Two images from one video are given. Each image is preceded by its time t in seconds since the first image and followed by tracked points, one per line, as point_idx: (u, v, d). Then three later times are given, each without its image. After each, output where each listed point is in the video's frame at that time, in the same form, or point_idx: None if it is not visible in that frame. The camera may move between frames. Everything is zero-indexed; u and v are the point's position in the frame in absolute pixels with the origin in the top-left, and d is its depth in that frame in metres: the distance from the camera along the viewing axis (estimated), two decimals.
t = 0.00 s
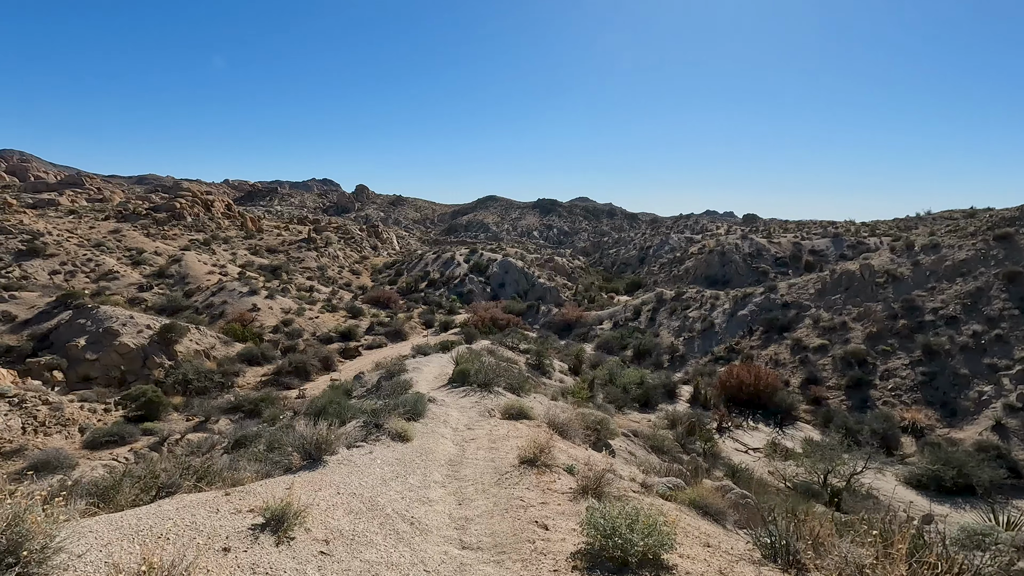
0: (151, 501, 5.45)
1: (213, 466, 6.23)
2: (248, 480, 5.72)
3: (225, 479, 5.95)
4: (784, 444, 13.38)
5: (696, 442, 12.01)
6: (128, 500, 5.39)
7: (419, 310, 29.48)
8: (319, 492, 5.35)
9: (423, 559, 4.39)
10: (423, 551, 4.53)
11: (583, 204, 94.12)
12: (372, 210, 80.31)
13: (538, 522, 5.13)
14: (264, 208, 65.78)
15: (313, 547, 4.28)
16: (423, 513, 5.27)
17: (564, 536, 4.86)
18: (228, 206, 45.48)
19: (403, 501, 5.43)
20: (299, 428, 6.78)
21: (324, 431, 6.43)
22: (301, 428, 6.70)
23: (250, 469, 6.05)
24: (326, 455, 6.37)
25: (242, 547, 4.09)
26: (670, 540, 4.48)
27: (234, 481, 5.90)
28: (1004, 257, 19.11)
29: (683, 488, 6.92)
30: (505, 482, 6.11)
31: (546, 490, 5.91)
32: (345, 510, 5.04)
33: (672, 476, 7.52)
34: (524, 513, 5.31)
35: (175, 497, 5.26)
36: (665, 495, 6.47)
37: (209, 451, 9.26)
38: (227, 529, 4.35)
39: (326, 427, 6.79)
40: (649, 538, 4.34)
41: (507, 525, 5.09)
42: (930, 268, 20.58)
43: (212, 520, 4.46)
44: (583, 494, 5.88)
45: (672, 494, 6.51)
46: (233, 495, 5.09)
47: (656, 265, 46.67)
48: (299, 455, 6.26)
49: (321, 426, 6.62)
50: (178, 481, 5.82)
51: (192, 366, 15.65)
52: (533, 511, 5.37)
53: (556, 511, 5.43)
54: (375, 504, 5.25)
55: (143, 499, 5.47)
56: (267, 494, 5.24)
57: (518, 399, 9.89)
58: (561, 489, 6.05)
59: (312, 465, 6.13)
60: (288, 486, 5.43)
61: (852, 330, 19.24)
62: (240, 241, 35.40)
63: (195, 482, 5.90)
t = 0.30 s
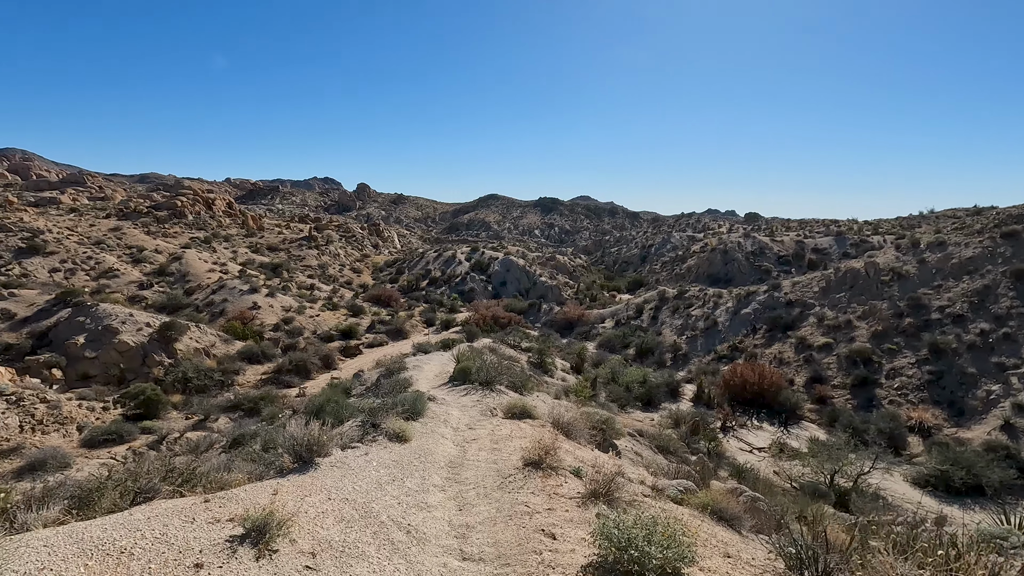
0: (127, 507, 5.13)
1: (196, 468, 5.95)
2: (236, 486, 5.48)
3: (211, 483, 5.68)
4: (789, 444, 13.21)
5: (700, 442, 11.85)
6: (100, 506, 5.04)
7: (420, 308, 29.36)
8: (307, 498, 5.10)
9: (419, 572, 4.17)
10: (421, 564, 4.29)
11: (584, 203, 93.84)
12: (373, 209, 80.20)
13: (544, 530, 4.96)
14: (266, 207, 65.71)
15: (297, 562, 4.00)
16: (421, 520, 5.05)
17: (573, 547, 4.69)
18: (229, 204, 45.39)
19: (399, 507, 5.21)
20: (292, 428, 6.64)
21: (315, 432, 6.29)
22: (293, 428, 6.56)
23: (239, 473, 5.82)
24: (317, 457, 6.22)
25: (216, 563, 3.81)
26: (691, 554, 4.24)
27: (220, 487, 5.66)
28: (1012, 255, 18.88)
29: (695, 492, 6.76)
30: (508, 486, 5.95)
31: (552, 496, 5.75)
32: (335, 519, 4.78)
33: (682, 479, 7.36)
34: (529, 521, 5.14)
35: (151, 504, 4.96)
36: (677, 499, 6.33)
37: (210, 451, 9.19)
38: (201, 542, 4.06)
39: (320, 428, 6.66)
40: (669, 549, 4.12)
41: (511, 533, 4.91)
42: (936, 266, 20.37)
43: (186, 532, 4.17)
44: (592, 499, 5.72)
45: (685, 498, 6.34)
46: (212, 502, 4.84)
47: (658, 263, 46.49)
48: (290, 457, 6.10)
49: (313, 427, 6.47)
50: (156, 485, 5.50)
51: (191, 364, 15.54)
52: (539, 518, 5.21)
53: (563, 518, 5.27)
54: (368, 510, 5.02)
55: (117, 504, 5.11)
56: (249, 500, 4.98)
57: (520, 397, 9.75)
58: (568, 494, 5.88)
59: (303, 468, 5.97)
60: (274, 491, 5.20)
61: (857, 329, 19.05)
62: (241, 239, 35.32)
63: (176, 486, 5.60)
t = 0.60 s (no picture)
0: (101, 509, 4.86)
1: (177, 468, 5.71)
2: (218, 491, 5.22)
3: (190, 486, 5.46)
4: (799, 443, 12.97)
5: (709, 441, 11.65)
6: (73, 508, 4.78)
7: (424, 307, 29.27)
8: (292, 503, 4.88)
9: None
10: None
11: (588, 202, 93.55)
12: (377, 209, 80.25)
13: (555, 538, 4.79)
14: (271, 207, 65.81)
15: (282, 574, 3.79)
16: (421, 526, 4.87)
17: (587, 557, 4.52)
18: (234, 204, 45.46)
19: (397, 512, 5.01)
20: (285, 425, 6.46)
21: (308, 430, 6.11)
22: (285, 426, 6.37)
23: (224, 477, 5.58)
24: (309, 457, 6.03)
25: None
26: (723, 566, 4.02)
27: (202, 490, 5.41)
28: None
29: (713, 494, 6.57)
30: (515, 489, 5.76)
31: (562, 500, 5.58)
32: (325, 525, 4.56)
33: (696, 481, 7.17)
34: (538, 528, 4.96)
35: (123, 508, 4.69)
36: (694, 502, 6.14)
37: (212, 450, 9.12)
38: (167, 554, 3.75)
39: (315, 427, 6.49)
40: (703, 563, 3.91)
41: (519, 541, 4.74)
42: (947, 263, 20.05)
43: (152, 544, 3.86)
44: (608, 504, 5.56)
45: (703, 501, 6.16)
46: (186, 509, 4.50)
47: (663, 262, 46.20)
48: (280, 458, 5.92)
49: (306, 424, 6.27)
50: (132, 488, 5.23)
51: (195, 363, 15.49)
52: (549, 524, 5.02)
53: (575, 525, 5.09)
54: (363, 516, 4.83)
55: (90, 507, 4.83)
56: (227, 506, 4.69)
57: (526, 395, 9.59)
58: (579, 497, 5.71)
59: (295, 468, 5.77)
60: (258, 494, 4.98)
61: (867, 327, 18.76)
62: (246, 239, 35.34)
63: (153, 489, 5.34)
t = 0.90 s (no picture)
0: (59, 531, 4.34)
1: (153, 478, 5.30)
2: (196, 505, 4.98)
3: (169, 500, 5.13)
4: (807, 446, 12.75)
5: (715, 444, 11.44)
6: (26, 530, 4.27)
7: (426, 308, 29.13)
8: (269, 526, 4.50)
9: None
10: None
11: (591, 203, 93.37)
12: (379, 210, 80.21)
13: (565, 561, 4.45)
14: (273, 208, 65.75)
15: None
16: (416, 548, 4.47)
17: None
18: (237, 205, 45.46)
19: (390, 534, 4.62)
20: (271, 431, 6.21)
21: (293, 439, 5.85)
22: (271, 433, 6.11)
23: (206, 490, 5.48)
24: (296, 468, 5.78)
25: None
26: None
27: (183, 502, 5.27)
28: None
29: (732, 506, 6.27)
30: (519, 504, 5.46)
31: (571, 516, 5.28)
32: (306, 550, 4.19)
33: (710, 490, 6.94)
34: (548, 549, 4.62)
35: (81, 532, 4.19)
36: (713, 515, 5.85)
37: (210, 454, 8.96)
38: None
39: (304, 436, 6.29)
40: None
41: (526, 565, 4.38)
42: (956, 262, 19.78)
43: None
44: (623, 521, 5.26)
45: (722, 514, 5.85)
46: (147, 533, 4.10)
47: (666, 262, 45.92)
48: (266, 468, 5.67)
49: (292, 432, 5.99)
50: (94, 506, 4.70)
51: (196, 365, 15.37)
52: (559, 546, 4.68)
53: (585, 545, 4.75)
54: (351, 538, 4.47)
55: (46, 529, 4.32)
56: (198, 529, 4.31)
57: (531, 399, 9.40)
58: (591, 513, 5.40)
59: (280, 480, 5.52)
60: (232, 514, 4.60)
61: (875, 327, 18.50)
62: (248, 240, 35.27)
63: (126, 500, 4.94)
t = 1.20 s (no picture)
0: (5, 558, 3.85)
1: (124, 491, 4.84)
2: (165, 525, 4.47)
3: (140, 518, 4.66)
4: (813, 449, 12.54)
5: (721, 446, 11.24)
6: None
7: (428, 308, 28.99)
8: (241, 553, 3.83)
9: None
10: None
11: (593, 203, 93.18)
12: (381, 210, 80.20)
13: None
14: (275, 209, 65.76)
15: None
16: None
17: None
18: (239, 206, 45.45)
19: (377, 561, 4.03)
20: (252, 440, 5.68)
21: (274, 450, 5.28)
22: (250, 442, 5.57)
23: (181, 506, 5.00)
24: (278, 482, 5.24)
25: None
26: None
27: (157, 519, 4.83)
28: None
29: (751, 519, 5.84)
30: (521, 521, 4.95)
31: (579, 535, 4.77)
32: None
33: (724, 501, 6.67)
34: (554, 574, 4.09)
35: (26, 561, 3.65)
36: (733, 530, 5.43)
37: (207, 458, 8.83)
38: None
39: (290, 446, 5.83)
40: None
41: None
42: (963, 262, 19.53)
43: None
44: (636, 543, 4.77)
45: (742, 527, 5.50)
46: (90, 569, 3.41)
47: (669, 262, 45.71)
48: (240, 481, 5.12)
49: (272, 442, 5.41)
50: (47, 529, 4.18)
51: (196, 365, 15.25)
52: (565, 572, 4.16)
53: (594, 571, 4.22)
54: (336, 565, 3.87)
55: None
56: (154, 562, 3.61)
57: (535, 403, 9.20)
58: (601, 534, 4.90)
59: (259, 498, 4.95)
60: (200, 540, 3.94)
61: (881, 328, 18.26)
62: (249, 240, 35.22)
63: (89, 519, 4.48)
